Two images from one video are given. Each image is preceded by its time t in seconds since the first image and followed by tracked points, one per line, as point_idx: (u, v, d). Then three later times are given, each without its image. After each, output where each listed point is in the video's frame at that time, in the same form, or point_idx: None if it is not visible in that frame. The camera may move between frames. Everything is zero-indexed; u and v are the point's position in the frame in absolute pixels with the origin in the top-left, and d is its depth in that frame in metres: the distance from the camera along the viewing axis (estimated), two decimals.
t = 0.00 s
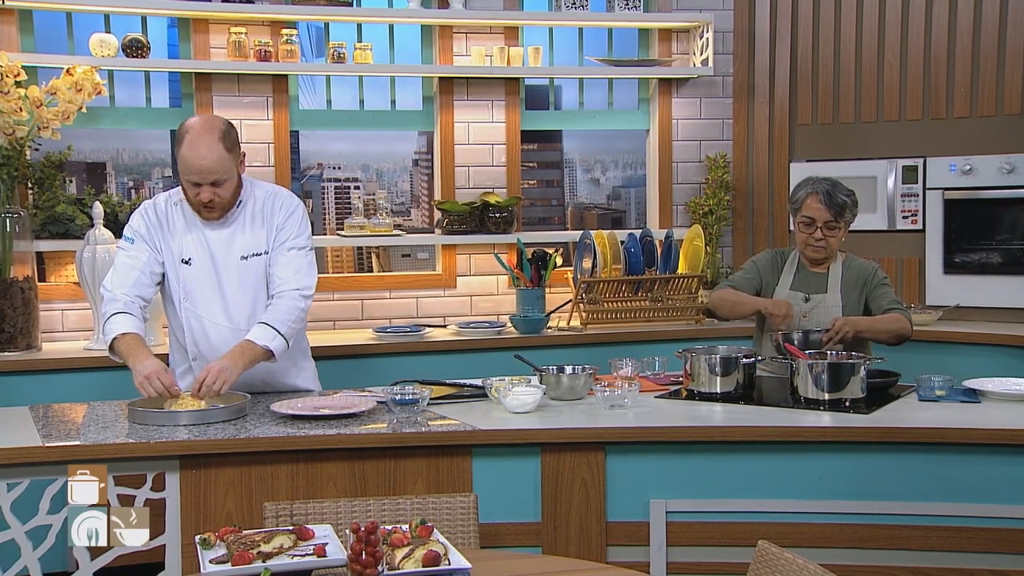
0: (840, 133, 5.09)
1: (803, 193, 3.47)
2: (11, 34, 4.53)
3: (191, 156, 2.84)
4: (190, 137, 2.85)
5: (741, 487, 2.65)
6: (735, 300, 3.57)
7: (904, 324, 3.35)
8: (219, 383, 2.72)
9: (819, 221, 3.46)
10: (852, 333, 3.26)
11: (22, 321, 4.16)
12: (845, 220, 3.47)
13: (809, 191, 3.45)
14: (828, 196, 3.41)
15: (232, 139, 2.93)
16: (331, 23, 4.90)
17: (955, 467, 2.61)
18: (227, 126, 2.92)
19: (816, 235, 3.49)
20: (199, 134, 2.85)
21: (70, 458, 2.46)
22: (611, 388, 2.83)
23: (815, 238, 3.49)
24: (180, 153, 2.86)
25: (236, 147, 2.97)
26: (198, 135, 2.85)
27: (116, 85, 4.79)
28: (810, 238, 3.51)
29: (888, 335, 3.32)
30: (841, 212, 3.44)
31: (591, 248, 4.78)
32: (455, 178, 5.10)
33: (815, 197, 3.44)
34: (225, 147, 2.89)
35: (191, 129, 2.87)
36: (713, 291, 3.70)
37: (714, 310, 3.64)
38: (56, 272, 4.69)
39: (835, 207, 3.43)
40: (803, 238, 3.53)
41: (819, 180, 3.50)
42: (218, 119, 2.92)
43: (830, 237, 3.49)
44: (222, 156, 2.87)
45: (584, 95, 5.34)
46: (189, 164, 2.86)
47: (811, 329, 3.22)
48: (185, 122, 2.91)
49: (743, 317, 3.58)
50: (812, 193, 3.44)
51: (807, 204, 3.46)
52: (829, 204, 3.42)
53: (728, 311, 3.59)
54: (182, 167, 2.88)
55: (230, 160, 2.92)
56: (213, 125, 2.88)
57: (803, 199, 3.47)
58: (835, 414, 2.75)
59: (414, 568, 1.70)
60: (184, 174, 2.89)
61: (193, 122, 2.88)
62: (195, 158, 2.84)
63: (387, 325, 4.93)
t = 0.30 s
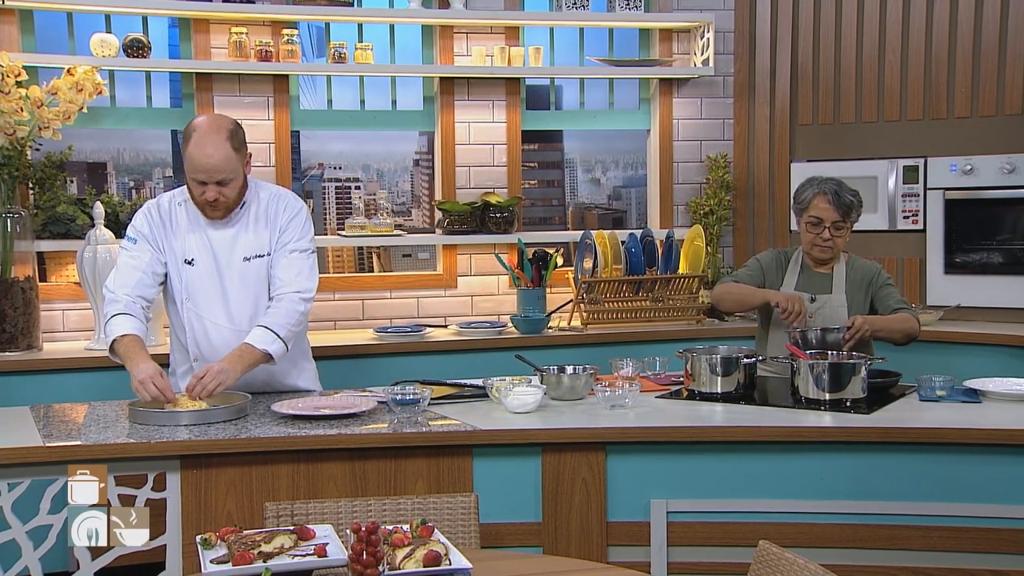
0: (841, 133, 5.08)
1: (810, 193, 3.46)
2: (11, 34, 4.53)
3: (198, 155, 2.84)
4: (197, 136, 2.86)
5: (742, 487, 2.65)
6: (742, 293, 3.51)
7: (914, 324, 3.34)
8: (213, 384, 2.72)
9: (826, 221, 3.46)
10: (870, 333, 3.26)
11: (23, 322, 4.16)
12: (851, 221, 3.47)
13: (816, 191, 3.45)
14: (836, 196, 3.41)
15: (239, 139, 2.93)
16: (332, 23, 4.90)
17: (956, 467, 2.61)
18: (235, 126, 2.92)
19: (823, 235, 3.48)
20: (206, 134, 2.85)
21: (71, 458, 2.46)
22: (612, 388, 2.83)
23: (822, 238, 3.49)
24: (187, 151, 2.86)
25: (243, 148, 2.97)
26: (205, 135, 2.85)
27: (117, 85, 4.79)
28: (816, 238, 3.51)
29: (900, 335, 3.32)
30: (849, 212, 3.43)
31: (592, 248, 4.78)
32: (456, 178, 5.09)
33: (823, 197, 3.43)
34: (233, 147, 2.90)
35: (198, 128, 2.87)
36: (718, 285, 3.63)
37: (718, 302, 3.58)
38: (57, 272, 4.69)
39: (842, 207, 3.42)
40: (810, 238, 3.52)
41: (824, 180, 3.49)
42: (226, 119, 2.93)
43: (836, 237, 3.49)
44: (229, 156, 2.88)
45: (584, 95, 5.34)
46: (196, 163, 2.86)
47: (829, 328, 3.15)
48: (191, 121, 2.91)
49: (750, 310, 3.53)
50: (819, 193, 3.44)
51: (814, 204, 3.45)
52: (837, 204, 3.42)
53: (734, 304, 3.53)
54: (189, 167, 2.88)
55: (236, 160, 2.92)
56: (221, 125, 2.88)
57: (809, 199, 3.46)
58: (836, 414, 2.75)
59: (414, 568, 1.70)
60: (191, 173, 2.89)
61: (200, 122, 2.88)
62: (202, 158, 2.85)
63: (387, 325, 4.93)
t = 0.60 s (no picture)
0: (840, 133, 5.08)
1: (813, 193, 3.46)
2: (12, 34, 4.53)
3: (209, 130, 2.90)
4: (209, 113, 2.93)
5: (742, 487, 2.65)
6: (761, 302, 3.45)
7: (922, 322, 3.35)
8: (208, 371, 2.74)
9: (830, 221, 3.46)
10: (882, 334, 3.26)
11: (23, 322, 4.16)
12: (855, 220, 3.47)
13: (820, 191, 3.44)
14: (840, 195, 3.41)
15: (250, 128, 2.99)
16: (332, 23, 4.90)
17: (956, 467, 2.61)
18: (247, 115, 2.99)
19: (828, 235, 3.48)
20: (217, 110, 2.92)
21: (71, 458, 2.46)
22: (612, 388, 2.83)
23: (827, 238, 3.49)
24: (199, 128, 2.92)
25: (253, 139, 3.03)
26: (216, 111, 2.92)
27: (117, 85, 4.80)
28: (821, 238, 3.50)
29: (910, 335, 3.32)
30: (852, 211, 3.44)
31: (592, 248, 4.78)
32: (456, 178, 5.09)
33: (827, 197, 3.43)
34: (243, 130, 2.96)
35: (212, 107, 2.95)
36: (732, 291, 3.58)
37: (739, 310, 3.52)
38: (57, 272, 4.69)
39: (846, 207, 3.43)
40: (814, 239, 3.51)
41: (825, 179, 3.49)
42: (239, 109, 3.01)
43: (840, 237, 3.48)
44: (237, 134, 2.93)
45: (584, 95, 5.34)
46: (204, 137, 2.91)
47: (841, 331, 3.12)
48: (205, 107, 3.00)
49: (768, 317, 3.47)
50: (823, 193, 3.43)
51: (818, 204, 3.44)
52: (841, 203, 3.42)
53: (754, 313, 3.47)
54: (196, 142, 2.93)
55: (245, 143, 2.96)
56: (233, 109, 2.96)
57: (813, 199, 3.46)
58: (836, 414, 2.75)
59: (414, 568, 1.70)
60: (198, 148, 2.94)
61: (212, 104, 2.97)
62: (210, 129, 2.89)
63: (387, 325, 4.93)
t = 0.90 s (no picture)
0: (840, 133, 5.08)
1: (820, 193, 3.46)
2: (12, 34, 4.53)
3: (252, 151, 2.90)
4: (251, 132, 2.91)
5: (742, 487, 2.65)
6: (762, 294, 3.44)
7: (928, 324, 3.35)
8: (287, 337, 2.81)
9: (837, 221, 3.45)
10: (893, 336, 3.27)
11: (23, 322, 4.15)
12: (861, 221, 3.47)
13: (827, 191, 3.44)
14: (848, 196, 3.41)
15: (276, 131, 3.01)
16: (332, 23, 4.90)
17: (956, 467, 2.61)
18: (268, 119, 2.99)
19: (834, 236, 3.47)
20: (259, 130, 2.92)
21: (70, 458, 2.45)
22: (612, 388, 2.83)
23: (832, 238, 3.48)
24: (238, 148, 2.91)
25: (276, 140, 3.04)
26: (259, 131, 2.91)
27: (117, 85, 4.80)
28: (826, 239, 3.50)
29: (918, 337, 3.33)
30: (859, 212, 3.44)
31: (592, 248, 4.78)
32: (456, 178, 5.09)
33: (834, 197, 3.43)
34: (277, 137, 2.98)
35: (249, 124, 2.92)
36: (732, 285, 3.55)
37: (737, 303, 3.50)
38: (57, 272, 4.68)
39: (853, 207, 3.43)
40: (820, 239, 3.51)
41: (831, 180, 3.49)
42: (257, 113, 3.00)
43: (846, 238, 3.48)
44: (280, 150, 2.95)
45: (584, 95, 5.34)
46: (252, 159, 2.91)
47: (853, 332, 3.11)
48: (231, 120, 2.95)
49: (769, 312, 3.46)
50: (830, 193, 3.43)
51: (826, 204, 3.44)
52: (848, 204, 3.42)
53: (754, 305, 3.46)
54: (243, 164, 2.93)
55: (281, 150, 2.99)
56: (259, 119, 2.95)
57: (820, 200, 3.45)
58: (836, 414, 2.75)
59: (414, 568, 1.70)
60: (245, 169, 2.94)
61: (244, 119, 2.93)
62: (263, 153, 2.90)
63: (387, 325, 4.93)
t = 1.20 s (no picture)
0: (840, 133, 5.08)
1: (823, 194, 3.46)
2: (12, 34, 4.53)
3: (299, 159, 2.93)
4: (300, 139, 2.93)
5: (742, 487, 2.65)
6: (774, 301, 3.44)
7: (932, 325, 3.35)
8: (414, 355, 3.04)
9: (840, 222, 3.45)
10: (897, 338, 3.27)
11: (23, 322, 4.15)
12: (863, 221, 3.47)
13: (830, 192, 3.44)
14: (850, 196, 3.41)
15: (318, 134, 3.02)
16: (332, 23, 4.90)
17: (955, 467, 2.61)
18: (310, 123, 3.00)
19: (837, 236, 3.47)
20: (307, 137, 2.94)
21: (70, 458, 2.45)
22: (611, 388, 2.83)
23: (835, 239, 3.48)
24: (285, 156, 2.93)
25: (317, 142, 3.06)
26: (307, 138, 2.94)
27: (116, 85, 4.80)
28: (829, 239, 3.49)
29: (921, 337, 3.33)
30: (862, 213, 3.44)
31: (592, 248, 4.78)
32: (455, 178, 5.10)
33: (836, 197, 3.43)
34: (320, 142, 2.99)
35: (298, 130, 2.94)
36: (744, 290, 3.54)
37: (751, 309, 3.51)
38: (57, 272, 4.67)
39: (855, 208, 3.43)
40: (822, 240, 3.51)
41: (833, 180, 3.49)
42: (298, 116, 3.00)
43: (849, 238, 3.48)
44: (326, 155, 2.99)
45: (584, 95, 5.34)
46: (301, 166, 2.94)
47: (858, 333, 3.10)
48: (277, 124, 2.96)
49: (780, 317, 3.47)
50: (833, 193, 3.43)
51: (828, 205, 3.44)
52: (851, 204, 3.42)
53: (766, 312, 3.46)
54: (292, 170, 2.95)
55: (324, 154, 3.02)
56: (303, 124, 2.96)
57: (823, 201, 3.45)
58: (836, 414, 2.75)
59: (414, 568, 1.70)
60: (292, 175, 2.97)
61: (291, 125, 2.95)
62: (312, 160, 2.93)
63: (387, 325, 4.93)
